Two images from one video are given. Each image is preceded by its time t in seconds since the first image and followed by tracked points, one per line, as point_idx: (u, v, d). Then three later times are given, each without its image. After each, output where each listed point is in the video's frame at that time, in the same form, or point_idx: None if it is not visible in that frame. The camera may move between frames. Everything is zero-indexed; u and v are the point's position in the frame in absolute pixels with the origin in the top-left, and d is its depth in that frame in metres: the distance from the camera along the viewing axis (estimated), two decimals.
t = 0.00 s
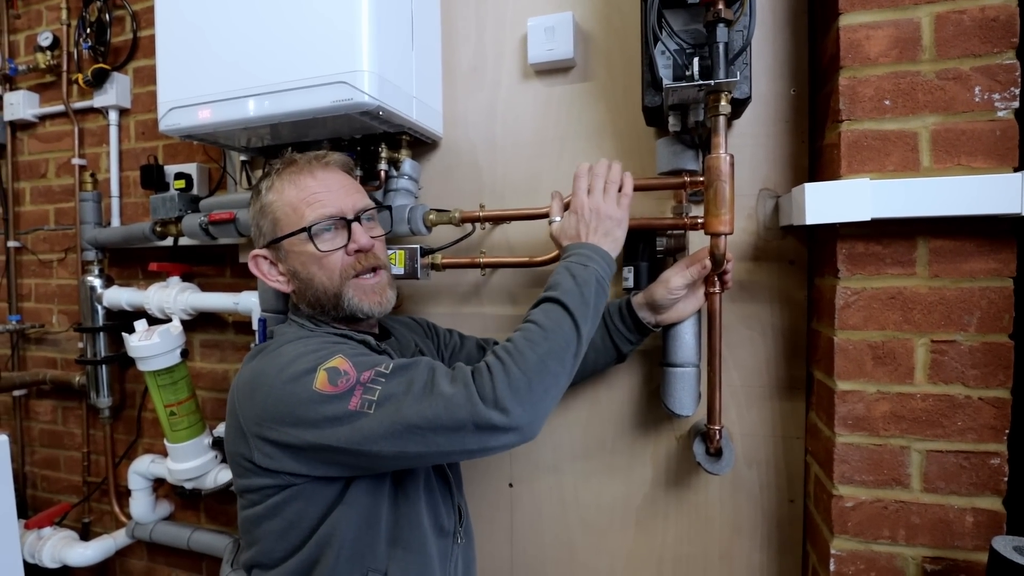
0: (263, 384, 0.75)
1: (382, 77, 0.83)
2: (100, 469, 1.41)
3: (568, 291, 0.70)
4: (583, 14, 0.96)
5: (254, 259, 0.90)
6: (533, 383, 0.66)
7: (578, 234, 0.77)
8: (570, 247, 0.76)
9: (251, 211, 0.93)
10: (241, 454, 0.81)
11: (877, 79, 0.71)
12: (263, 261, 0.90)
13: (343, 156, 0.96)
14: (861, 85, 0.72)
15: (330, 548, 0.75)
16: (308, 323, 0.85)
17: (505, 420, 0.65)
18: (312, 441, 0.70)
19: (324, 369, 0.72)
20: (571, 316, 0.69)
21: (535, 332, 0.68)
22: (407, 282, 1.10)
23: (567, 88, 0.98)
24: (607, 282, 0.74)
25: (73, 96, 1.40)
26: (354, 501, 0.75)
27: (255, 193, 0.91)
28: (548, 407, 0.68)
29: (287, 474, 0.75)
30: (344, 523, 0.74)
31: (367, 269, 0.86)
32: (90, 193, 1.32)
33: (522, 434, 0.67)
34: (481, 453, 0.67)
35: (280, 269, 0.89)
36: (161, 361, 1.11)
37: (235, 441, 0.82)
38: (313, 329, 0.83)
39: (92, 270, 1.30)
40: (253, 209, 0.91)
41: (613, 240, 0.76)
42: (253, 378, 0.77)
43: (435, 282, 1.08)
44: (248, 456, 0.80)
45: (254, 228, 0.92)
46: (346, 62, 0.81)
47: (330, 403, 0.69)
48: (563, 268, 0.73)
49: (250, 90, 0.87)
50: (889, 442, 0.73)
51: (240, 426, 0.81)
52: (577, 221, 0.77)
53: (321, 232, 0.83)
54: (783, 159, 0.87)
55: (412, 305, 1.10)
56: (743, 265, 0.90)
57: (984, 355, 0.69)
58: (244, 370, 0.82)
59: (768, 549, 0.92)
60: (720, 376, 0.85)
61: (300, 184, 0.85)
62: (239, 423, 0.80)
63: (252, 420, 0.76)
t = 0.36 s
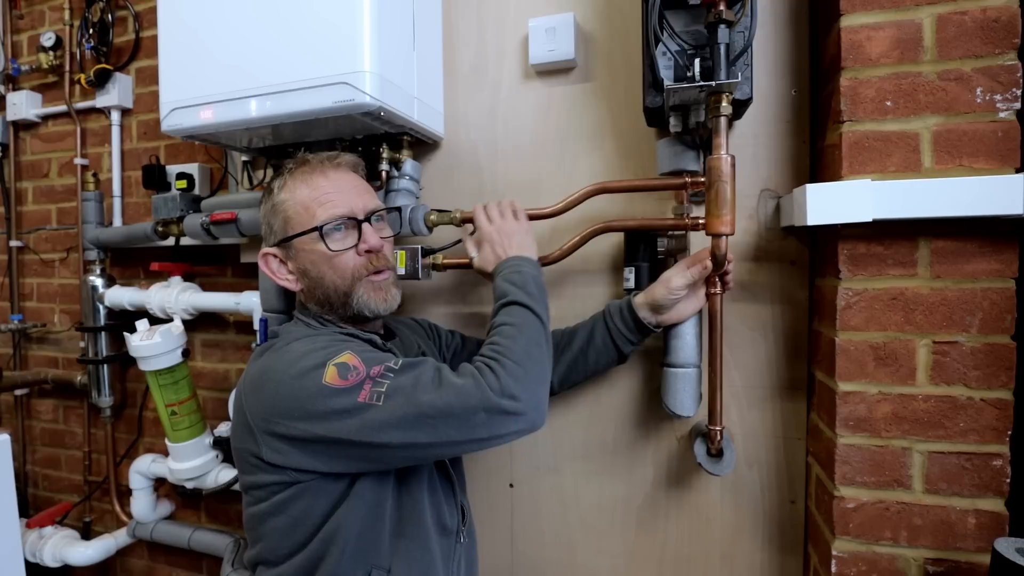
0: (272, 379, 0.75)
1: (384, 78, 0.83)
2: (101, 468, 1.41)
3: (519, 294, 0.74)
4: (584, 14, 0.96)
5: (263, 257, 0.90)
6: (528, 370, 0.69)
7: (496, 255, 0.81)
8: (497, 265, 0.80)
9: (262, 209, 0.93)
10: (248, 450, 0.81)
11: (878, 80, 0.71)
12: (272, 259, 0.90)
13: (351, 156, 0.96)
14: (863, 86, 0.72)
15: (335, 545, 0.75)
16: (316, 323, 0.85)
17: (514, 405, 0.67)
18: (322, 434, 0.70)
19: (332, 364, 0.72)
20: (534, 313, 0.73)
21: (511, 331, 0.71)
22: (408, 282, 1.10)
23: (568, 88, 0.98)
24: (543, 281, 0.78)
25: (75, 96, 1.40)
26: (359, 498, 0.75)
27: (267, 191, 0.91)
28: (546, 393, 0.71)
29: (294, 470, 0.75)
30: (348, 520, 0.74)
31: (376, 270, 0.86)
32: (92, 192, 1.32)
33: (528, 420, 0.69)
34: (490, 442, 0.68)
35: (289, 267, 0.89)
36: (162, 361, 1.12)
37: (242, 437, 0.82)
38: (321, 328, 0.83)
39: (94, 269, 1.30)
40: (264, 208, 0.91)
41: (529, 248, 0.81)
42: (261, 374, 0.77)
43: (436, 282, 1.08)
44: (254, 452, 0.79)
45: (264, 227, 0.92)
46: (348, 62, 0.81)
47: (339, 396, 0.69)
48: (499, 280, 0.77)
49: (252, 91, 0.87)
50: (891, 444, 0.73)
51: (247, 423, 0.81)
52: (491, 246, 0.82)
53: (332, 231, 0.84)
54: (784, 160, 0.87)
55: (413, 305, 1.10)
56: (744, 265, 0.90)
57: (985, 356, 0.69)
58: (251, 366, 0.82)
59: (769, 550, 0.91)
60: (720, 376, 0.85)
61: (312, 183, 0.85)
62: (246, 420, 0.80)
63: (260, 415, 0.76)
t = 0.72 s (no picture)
0: (271, 376, 0.75)
1: (384, 79, 0.84)
2: (100, 469, 1.41)
3: (558, 286, 0.72)
4: (584, 16, 0.97)
5: (262, 259, 0.90)
6: (534, 364, 0.68)
7: (559, 245, 0.80)
8: (553, 255, 0.78)
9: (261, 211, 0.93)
10: (247, 448, 0.81)
11: (877, 82, 0.72)
12: (271, 261, 0.90)
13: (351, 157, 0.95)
14: (861, 88, 0.72)
15: (334, 541, 0.75)
16: (314, 322, 0.85)
17: (512, 398, 0.67)
18: (321, 429, 0.70)
19: (332, 359, 0.72)
20: (564, 308, 0.71)
21: (532, 322, 0.70)
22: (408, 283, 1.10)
23: (568, 90, 0.98)
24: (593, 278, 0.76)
25: (75, 95, 1.40)
26: (359, 494, 0.75)
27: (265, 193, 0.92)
28: (549, 388, 0.70)
29: (293, 466, 0.75)
30: (348, 517, 0.74)
31: (371, 270, 0.86)
32: (91, 193, 1.33)
33: (526, 413, 0.68)
34: (488, 434, 0.68)
35: (287, 269, 0.89)
36: (161, 361, 1.12)
37: (242, 435, 0.82)
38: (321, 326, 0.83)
39: (93, 269, 1.30)
40: (263, 209, 0.91)
41: (593, 243, 0.78)
42: (261, 371, 0.77)
43: (436, 283, 1.08)
44: (254, 450, 0.80)
45: (263, 228, 0.92)
46: (348, 63, 0.81)
47: (339, 390, 0.70)
48: (549, 270, 0.75)
49: (252, 92, 0.87)
50: (889, 444, 0.73)
51: (247, 420, 0.81)
52: (557, 234, 0.80)
53: (328, 234, 0.84)
54: (783, 161, 0.88)
55: (413, 306, 1.10)
56: (744, 266, 0.91)
57: (983, 357, 0.69)
58: (252, 364, 0.83)
59: (768, 551, 0.92)
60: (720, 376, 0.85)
61: (309, 187, 0.85)
62: (247, 417, 0.80)
63: (260, 412, 0.76)
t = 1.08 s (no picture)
0: (280, 377, 0.75)
1: (384, 79, 0.83)
2: (100, 469, 1.41)
3: (565, 290, 0.73)
4: (584, 16, 0.97)
5: (274, 255, 0.90)
6: (543, 369, 0.68)
7: (563, 250, 0.79)
8: (557, 258, 0.78)
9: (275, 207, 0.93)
10: (253, 448, 0.81)
11: (877, 83, 0.72)
12: (282, 257, 0.90)
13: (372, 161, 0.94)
14: (861, 89, 0.72)
15: (338, 542, 0.75)
16: (319, 324, 0.86)
17: (521, 401, 0.67)
18: (331, 431, 0.70)
19: (342, 361, 0.72)
20: (572, 314, 0.71)
21: (541, 326, 0.70)
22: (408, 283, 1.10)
23: (568, 90, 0.98)
24: (598, 288, 0.76)
25: (75, 96, 1.40)
26: (363, 495, 0.75)
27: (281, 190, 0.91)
28: (557, 392, 0.70)
29: (300, 468, 0.75)
30: (351, 518, 0.74)
31: (382, 280, 0.86)
32: (91, 193, 1.33)
33: (534, 417, 0.69)
34: (496, 436, 0.68)
35: (298, 268, 0.89)
36: (162, 361, 1.11)
37: (248, 435, 0.82)
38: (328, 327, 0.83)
39: (93, 269, 1.30)
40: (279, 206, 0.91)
41: (595, 248, 0.79)
42: (270, 372, 0.77)
43: (436, 283, 1.08)
44: (260, 451, 0.79)
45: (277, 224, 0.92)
46: (348, 64, 0.81)
47: (350, 393, 0.69)
48: (555, 274, 0.75)
49: (252, 92, 0.87)
50: (890, 445, 0.73)
51: (253, 421, 0.81)
52: (560, 238, 0.80)
53: (345, 240, 0.83)
54: (783, 162, 0.88)
55: (413, 306, 1.10)
56: (744, 267, 0.91)
57: (984, 358, 0.69)
58: (259, 365, 0.82)
59: (768, 552, 0.92)
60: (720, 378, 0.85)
61: (330, 190, 0.85)
62: (253, 418, 0.80)
63: (268, 413, 0.76)
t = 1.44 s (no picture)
0: (275, 380, 0.75)
1: (385, 83, 0.84)
2: (100, 470, 1.41)
3: (561, 283, 0.73)
4: (585, 19, 0.97)
5: (269, 258, 0.90)
6: (539, 362, 0.68)
7: (560, 241, 0.80)
8: (554, 250, 0.78)
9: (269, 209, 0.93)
10: (251, 451, 0.81)
11: (877, 86, 0.72)
12: (277, 260, 0.90)
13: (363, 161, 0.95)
14: (861, 93, 0.72)
15: (337, 544, 0.75)
16: (317, 325, 0.86)
17: (516, 396, 0.67)
18: (326, 431, 0.70)
19: (336, 361, 0.72)
20: (568, 306, 0.71)
21: (537, 320, 0.70)
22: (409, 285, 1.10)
23: (568, 93, 0.98)
24: (595, 276, 0.76)
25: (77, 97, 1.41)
26: (361, 497, 0.75)
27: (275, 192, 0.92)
28: (553, 386, 0.70)
29: (297, 470, 0.75)
30: (350, 520, 0.74)
31: (378, 278, 0.86)
32: (93, 194, 1.34)
33: (530, 412, 0.68)
34: (492, 433, 0.68)
35: (293, 270, 0.89)
36: (164, 362, 1.12)
37: (245, 438, 0.82)
38: (325, 328, 0.84)
39: (95, 271, 1.30)
40: (273, 208, 0.91)
41: (593, 238, 0.78)
42: (265, 375, 0.77)
43: (436, 285, 1.08)
44: (258, 453, 0.80)
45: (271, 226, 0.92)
46: (350, 67, 0.82)
47: (343, 393, 0.70)
48: (552, 266, 0.75)
49: (253, 95, 0.87)
50: (890, 448, 0.73)
51: (251, 424, 0.81)
52: (557, 229, 0.80)
53: (339, 239, 0.84)
54: (783, 165, 0.88)
55: (414, 308, 1.10)
56: (744, 270, 0.91)
57: (984, 361, 0.69)
58: (255, 368, 0.82)
59: (768, 554, 0.92)
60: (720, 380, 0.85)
61: (320, 190, 0.85)
62: (251, 421, 0.80)
63: (264, 415, 0.76)
